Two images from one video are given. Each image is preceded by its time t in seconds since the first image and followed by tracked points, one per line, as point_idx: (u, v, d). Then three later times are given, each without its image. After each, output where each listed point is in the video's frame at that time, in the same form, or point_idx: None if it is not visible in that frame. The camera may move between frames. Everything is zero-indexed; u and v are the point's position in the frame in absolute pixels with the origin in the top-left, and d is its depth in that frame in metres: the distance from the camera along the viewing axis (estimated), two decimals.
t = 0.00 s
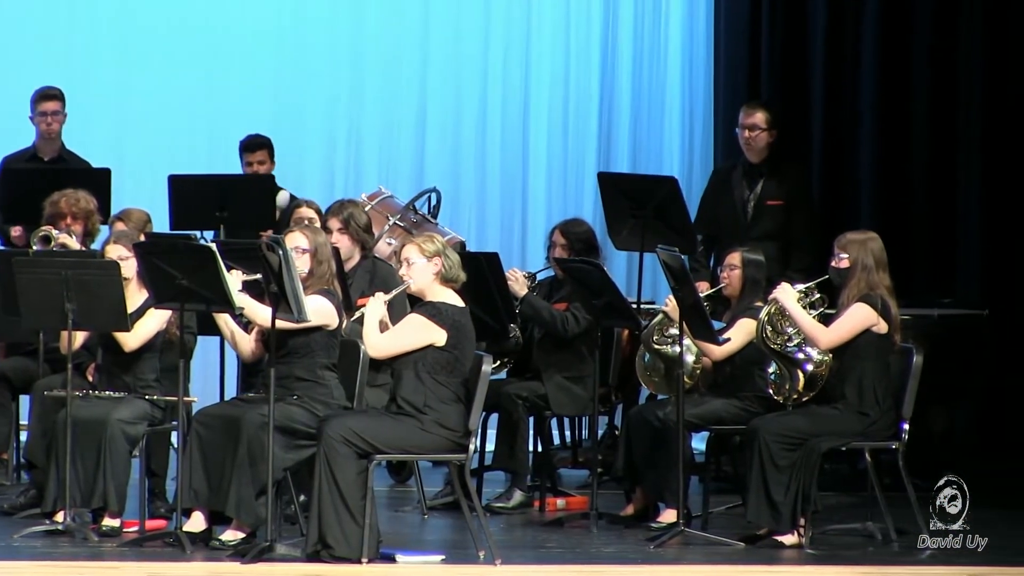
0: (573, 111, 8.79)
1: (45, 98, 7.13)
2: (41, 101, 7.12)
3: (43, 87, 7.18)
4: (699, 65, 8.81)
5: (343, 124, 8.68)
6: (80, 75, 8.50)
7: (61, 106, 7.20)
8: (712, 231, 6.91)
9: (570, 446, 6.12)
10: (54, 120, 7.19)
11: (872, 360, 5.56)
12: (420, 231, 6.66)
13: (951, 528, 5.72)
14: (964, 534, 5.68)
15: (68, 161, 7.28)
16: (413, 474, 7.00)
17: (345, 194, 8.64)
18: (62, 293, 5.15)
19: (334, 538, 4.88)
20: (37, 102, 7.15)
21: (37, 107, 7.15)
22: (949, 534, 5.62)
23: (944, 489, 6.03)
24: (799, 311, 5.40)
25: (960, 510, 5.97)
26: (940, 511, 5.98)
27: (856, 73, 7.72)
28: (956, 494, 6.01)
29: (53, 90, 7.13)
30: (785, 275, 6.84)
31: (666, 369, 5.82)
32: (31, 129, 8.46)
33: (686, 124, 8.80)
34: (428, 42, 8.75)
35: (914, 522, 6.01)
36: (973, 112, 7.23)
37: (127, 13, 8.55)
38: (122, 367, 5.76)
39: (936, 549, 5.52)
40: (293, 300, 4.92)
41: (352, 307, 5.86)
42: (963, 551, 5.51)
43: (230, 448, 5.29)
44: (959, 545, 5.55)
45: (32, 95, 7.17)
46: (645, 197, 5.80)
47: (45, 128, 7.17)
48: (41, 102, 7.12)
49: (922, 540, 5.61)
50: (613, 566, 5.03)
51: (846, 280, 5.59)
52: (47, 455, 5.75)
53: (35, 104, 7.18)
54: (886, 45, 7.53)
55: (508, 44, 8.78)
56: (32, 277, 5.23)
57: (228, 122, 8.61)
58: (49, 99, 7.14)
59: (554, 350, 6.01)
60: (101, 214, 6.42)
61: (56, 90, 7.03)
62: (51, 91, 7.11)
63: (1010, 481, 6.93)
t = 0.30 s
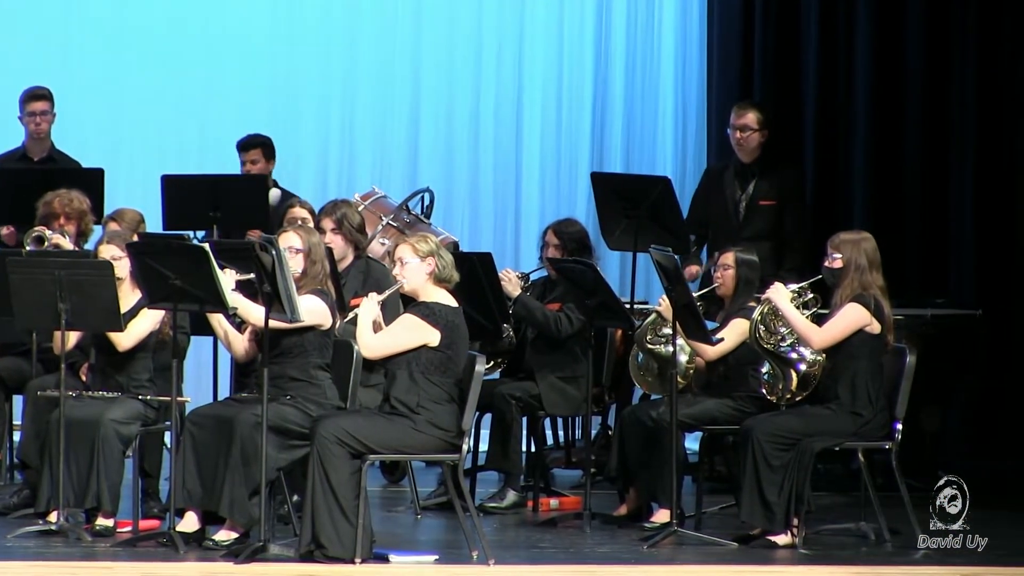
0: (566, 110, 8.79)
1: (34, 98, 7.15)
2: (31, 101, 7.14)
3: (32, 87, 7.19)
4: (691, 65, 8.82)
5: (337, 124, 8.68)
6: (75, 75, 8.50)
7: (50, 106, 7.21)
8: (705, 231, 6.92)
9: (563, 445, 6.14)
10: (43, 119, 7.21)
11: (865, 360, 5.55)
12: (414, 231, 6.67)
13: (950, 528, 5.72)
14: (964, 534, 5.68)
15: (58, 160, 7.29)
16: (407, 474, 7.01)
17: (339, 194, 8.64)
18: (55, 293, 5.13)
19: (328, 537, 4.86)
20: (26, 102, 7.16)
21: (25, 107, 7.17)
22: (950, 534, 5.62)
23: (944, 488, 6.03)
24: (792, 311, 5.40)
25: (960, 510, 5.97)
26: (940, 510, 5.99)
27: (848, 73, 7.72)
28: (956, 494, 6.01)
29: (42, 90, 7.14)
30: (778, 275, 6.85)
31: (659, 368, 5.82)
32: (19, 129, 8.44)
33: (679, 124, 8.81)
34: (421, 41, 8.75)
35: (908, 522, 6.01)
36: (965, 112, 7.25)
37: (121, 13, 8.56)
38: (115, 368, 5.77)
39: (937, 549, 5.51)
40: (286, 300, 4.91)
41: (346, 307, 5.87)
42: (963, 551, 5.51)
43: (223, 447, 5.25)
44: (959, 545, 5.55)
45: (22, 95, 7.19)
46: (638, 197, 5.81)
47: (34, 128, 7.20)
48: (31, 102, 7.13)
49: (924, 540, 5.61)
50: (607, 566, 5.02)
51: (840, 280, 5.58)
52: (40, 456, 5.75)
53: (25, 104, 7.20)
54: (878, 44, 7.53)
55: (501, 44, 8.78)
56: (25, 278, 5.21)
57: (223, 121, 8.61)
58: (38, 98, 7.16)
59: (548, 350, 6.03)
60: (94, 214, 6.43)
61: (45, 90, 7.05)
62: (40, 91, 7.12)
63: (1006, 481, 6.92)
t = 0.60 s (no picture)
0: (565, 109, 8.80)
1: (31, 98, 7.15)
2: (27, 101, 7.14)
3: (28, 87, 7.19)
4: (690, 65, 8.83)
5: (336, 123, 8.68)
6: (74, 75, 8.50)
7: (45, 106, 7.22)
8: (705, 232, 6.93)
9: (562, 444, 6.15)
10: (39, 120, 7.21)
11: (865, 360, 5.55)
12: (413, 231, 6.67)
13: (948, 529, 5.72)
14: (964, 534, 5.68)
15: (56, 160, 7.30)
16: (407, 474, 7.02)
17: (338, 194, 8.64)
18: (55, 293, 5.13)
19: (327, 537, 4.85)
20: (22, 102, 7.17)
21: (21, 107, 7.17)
22: (949, 534, 5.61)
23: (944, 489, 6.04)
24: (791, 311, 5.40)
25: (959, 511, 5.97)
26: (940, 510, 6.00)
27: (848, 72, 7.72)
28: (955, 494, 6.02)
29: (38, 90, 7.14)
30: (777, 275, 6.85)
31: (659, 368, 5.81)
32: (17, 129, 8.43)
33: (678, 124, 8.82)
34: (420, 40, 8.75)
35: (908, 522, 6.01)
36: (965, 112, 7.24)
37: (121, 13, 8.56)
38: (115, 367, 5.77)
39: (936, 550, 5.51)
40: (286, 300, 4.90)
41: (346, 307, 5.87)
42: (962, 551, 5.51)
43: (222, 448, 5.25)
44: (959, 545, 5.55)
45: (18, 95, 7.19)
46: (637, 197, 5.81)
47: (29, 128, 7.20)
48: (26, 102, 7.14)
49: (923, 540, 5.60)
50: (606, 566, 5.02)
51: (839, 280, 5.58)
52: (40, 455, 5.75)
53: (21, 104, 7.20)
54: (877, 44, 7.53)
55: (501, 43, 8.78)
56: (25, 278, 5.21)
57: (222, 121, 8.61)
58: (34, 99, 7.16)
59: (548, 350, 6.03)
60: (93, 215, 6.43)
61: (41, 90, 7.05)
62: (36, 91, 7.12)
63: (1005, 482, 6.92)
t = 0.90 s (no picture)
0: (565, 109, 8.80)
1: (30, 98, 7.15)
2: (26, 101, 7.14)
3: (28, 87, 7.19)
4: (690, 65, 8.83)
5: (336, 123, 8.68)
6: (74, 74, 8.50)
7: (45, 106, 7.21)
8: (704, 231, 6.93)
9: (563, 445, 6.15)
10: (37, 120, 7.21)
11: (865, 360, 5.55)
12: (413, 231, 6.67)
13: (948, 529, 5.71)
14: (964, 534, 5.68)
15: (55, 160, 7.30)
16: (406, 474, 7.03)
17: (338, 194, 8.65)
18: (55, 293, 5.13)
19: (327, 537, 4.85)
20: (21, 102, 7.17)
21: (21, 107, 7.17)
22: (949, 534, 5.61)
23: (944, 489, 6.04)
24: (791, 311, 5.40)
25: (959, 511, 5.97)
26: (940, 510, 6.00)
27: (848, 72, 7.72)
28: (955, 494, 6.02)
29: (38, 90, 7.14)
30: (777, 275, 6.85)
31: (659, 368, 5.81)
32: (16, 129, 8.44)
33: (678, 124, 8.82)
34: (420, 40, 8.75)
35: (908, 522, 6.02)
36: (965, 111, 7.24)
37: (120, 13, 8.56)
38: (115, 367, 5.77)
39: (936, 550, 5.51)
40: (286, 300, 4.89)
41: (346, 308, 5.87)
42: (962, 551, 5.50)
43: (222, 448, 5.25)
44: (959, 545, 5.55)
45: (18, 95, 7.19)
46: (637, 197, 5.81)
47: (28, 128, 7.20)
48: (26, 102, 7.14)
49: (923, 540, 5.60)
50: (606, 566, 5.01)
51: (839, 279, 5.58)
52: (40, 455, 5.75)
53: (20, 104, 7.20)
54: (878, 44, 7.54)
55: (501, 42, 8.78)
56: (26, 278, 5.21)
57: (221, 121, 8.61)
58: (34, 99, 7.16)
59: (548, 350, 6.03)
60: (93, 215, 6.44)
61: (41, 90, 7.05)
62: (35, 91, 7.12)
63: (1005, 481, 6.91)
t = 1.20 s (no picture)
0: (565, 109, 8.80)
1: (30, 98, 7.15)
2: (26, 101, 7.14)
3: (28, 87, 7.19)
4: (690, 65, 8.83)
5: (336, 123, 8.68)
6: (74, 74, 8.50)
7: (45, 106, 7.21)
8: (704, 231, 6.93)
9: (563, 444, 6.15)
10: (37, 120, 7.21)
11: (865, 360, 5.55)
12: (413, 231, 6.68)
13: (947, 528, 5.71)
14: (964, 534, 5.68)
15: (55, 160, 7.30)
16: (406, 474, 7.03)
17: (338, 194, 8.65)
18: (55, 293, 5.13)
19: (327, 538, 4.85)
20: (21, 102, 7.17)
21: (21, 107, 7.17)
22: (948, 534, 5.61)
23: (944, 489, 6.04)
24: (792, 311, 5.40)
25: (959, 511, 5.97)
26: (940, 511, 6.00)
27: (847, 73, 7.72)
28: (956, 494, 6.02)
29: (38, 90, 7.14)
30: (777, 275, 6.85)
31: (659, 368, 5.81)
32: (16, 129, 8.44)
33: (678, 124, 8.82)
34: (420, 40, 8.75)
35: (908, 522, 6.01)
36: (965, 111, 7.24)
37: (120, 13, 8.56)
38: (115, 368, 5.77)
39: (936, 550, 5.51)
40: (286, 300, 4.89)
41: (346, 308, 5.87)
42: (962, 551, 5.50)
43: (222, 448, 5.25)
44: (959, 545, 5.55)
45: (18, 95, 7.19)
46: (637, 197, 5.81)
47: (28, 128, 7.20)
48: (26, 102, 7.14)
49: (923, 540, 5.60)
50: (606, 566, 5.01)
51: (840, 279, 5.58)
52: (40, 455, 5.75)
53: (20, 104, 7.20)
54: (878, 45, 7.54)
55: (501, 42, 8.78)
56: (26, 278, 5.21)
57: (221, 122, 8.61)
58: (34, 99, 7.16)
59: (548, 351, 6.03)
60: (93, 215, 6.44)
61: (41, 90, 7.06)
62: (35, 91, 7.13)
63: (1006, 481, 6.92)
